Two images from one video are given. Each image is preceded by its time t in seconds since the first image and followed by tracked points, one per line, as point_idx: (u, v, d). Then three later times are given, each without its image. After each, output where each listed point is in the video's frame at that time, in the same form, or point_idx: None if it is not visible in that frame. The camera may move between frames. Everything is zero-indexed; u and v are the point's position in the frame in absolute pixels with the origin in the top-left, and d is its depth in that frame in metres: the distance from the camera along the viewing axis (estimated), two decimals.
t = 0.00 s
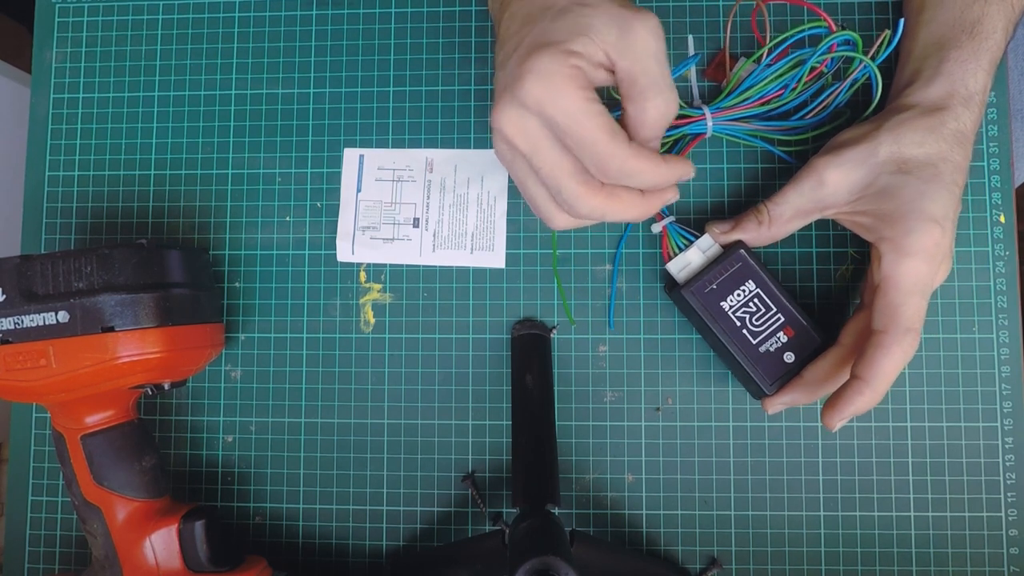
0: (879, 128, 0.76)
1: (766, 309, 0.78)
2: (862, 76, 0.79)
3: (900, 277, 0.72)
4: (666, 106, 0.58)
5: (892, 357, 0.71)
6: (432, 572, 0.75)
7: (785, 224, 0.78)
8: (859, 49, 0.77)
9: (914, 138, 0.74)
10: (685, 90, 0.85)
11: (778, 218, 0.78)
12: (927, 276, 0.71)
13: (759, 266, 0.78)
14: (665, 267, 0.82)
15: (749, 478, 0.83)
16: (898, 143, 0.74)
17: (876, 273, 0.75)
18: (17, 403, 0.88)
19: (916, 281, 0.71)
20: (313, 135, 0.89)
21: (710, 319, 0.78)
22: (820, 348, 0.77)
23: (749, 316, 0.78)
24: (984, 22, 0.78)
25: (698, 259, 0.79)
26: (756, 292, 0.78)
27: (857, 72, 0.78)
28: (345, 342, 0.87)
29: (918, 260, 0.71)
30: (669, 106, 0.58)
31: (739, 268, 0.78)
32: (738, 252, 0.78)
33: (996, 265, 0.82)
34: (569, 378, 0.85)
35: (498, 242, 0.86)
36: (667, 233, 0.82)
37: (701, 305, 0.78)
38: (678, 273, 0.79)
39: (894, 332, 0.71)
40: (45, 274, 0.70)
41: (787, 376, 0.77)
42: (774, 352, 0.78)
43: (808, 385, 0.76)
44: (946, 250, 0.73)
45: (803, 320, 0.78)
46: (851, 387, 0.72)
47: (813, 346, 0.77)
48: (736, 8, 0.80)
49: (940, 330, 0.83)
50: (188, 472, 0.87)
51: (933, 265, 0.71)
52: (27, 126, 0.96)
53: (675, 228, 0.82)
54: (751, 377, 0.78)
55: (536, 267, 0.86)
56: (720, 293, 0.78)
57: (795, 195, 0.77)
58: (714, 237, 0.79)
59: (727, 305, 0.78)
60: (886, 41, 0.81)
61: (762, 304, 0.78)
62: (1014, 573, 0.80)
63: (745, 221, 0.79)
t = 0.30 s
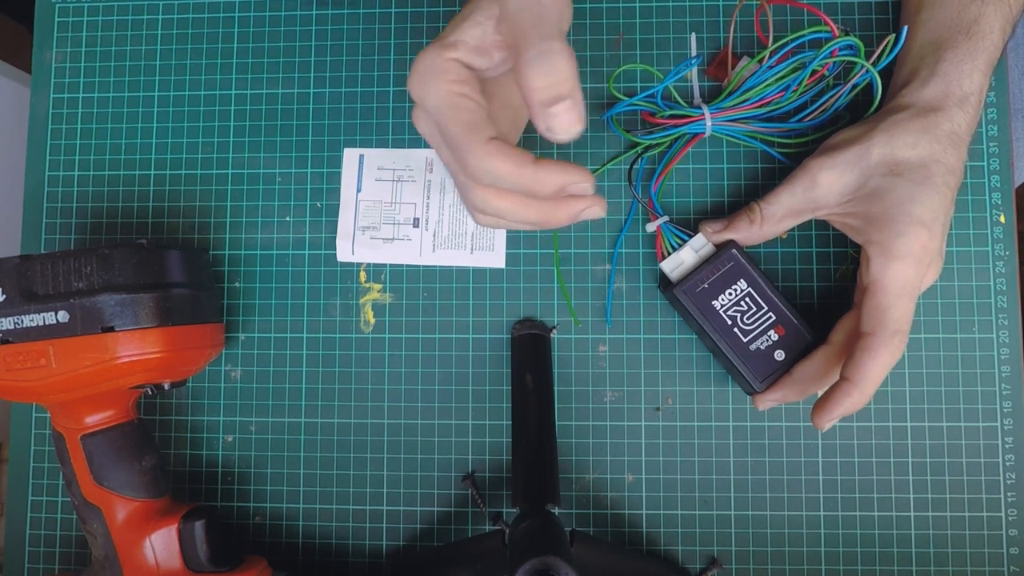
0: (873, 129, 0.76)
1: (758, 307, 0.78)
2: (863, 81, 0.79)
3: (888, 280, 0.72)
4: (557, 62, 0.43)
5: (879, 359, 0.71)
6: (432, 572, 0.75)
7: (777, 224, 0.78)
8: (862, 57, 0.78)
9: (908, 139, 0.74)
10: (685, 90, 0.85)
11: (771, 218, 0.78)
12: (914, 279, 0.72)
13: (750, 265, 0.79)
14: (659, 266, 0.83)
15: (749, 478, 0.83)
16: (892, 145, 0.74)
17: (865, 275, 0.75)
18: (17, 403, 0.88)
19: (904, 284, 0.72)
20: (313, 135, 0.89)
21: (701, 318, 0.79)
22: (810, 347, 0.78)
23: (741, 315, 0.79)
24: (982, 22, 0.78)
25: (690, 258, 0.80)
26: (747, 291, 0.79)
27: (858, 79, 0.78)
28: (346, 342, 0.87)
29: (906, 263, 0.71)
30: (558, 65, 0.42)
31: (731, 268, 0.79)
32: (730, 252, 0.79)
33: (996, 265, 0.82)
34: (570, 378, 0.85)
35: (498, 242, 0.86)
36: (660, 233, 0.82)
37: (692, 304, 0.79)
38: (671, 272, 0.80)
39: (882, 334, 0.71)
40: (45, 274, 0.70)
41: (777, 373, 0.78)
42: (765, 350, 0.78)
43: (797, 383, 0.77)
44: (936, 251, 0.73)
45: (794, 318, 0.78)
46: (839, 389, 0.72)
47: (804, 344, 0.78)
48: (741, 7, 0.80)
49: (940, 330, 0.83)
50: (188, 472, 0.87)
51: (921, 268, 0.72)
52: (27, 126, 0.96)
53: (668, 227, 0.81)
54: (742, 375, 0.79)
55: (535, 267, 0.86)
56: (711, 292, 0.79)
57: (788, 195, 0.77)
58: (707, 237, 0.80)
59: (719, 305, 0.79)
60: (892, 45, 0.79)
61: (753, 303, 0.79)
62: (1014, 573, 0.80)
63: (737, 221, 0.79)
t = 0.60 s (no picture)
0: (871, 130, 0.76)
1: (754, 307, 0.79)
2: (863, 83, 0.79)
3: (883, 281, 0.71)
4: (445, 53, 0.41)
5: (876, 360, 0.71)
6: (432, 572, 0.75)
7: (775, 224, 0.78)
8: (862, 57, 0.78)
9: (905, 140, 0.74)
10: (685, 90, 0.85)
11: (768, 218, 0.78)
12: (911, 280, 0.71)
13: (747, 265, 0.79)
14: (658, 265, 0.83)
15: (749, 478, 0.83)
16: (889, 146, 0.74)
17: (862, 276, 0.74)
18: (17, 403, 0.88)
19: (900, 286, 0.71)
20: (313, 135, 0.89)
21: (698, 317, 0.79)
22: (807, 347, 0.78)
23: (738, 314, 0.79)
24: (981, 22, 0.78)
25: (689, 258, 0.80)
26: (744, 291, 0.79)
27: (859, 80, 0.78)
28: (346, 342, 0.87)
29: (902, 265, 0.71)
30: (437, 55, 0.41)
31: (728, 267, 0.79)
32: (727, 252, 0.79)
33: (996, 265, 0.82)
34: (569, 379, 0.85)
35: (498, 242, 0.86)
36: (659, 232, 0.82)
37: (690, 304, 0.79)
38: (670, 272, 0.80)
39: (878, 336, 0.71)
40: (45, 274, 0.70)
41: (774, 372, 0.78)
42: (762, 349, 0.78)
43: (793, 384, 0.77)
44: (933, 252, 0.73)
45: (791, 318, 0.79)
46: (836, 390, 0.72)
47: (802, 344, 0.78)
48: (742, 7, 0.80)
49: (940, 330, 0.83)
50: (188, 472, 0.87)
51: (917, 270, 0.71)
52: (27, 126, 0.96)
53: (668, 227, 0.82)
54: (739, 374, 0.79)
55: (535, 267, 0.86)
56: (709, 292, 0.79)
57: (786, 195, 0.77)
58: (706, 236, 0.80)
59: (716, 304, 0.79)
60: (893, 47, 0.79)
61: (750, 302, 0.79)
62: (1014, 573, 0.80)
63: (735, 220, 0.79)
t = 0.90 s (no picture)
0: (871, 131, 0.76)
1: (753, 306, 0.79)
2: (863, 83, 0.79)
3: (882, 282, 0.71)
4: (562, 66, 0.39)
5: (874, 360, 0.71)
6: (432, 572, 0.75)
7: (774, 224, 0.78)
8: (863, 58, 0.78)
9: (906, 141, 0.74)
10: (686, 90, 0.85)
11: (767, 218, 0.78)
12: (909, 280, 0.71)
13: (746, 265, 0.79)
14: (657, 265, 0.83)
15: (749, 478, 0.83)
16: (889, 146, 0.74)
17: (860, 277, 0.74)
18: (17, 403, 0.88)
19: (898, 286, 0.71)
20: (313, 135, 0.89)
21: (696, 316, 0.79)
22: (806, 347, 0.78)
23: (736, 314, 0.79)
24: (982, 22, 0.78)
25: (688, 258, 0.80)
26: (743, 290, 0.79)
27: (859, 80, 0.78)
28: (345, 342, 0.87)
29: (901, 266, 0.71)
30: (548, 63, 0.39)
31: (727, 267, 0.79)
32: (726, 251, 0.79)
33: (996, 265, 0.82)
34: (570, 378, 0.85)
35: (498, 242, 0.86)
36: (659, 232, 0.82)
37: (689, 303, 0.79)
38: (670, 271, 0.80)
39: (877, 336, 0.71)
40: (45, 274, 0.70)
41: (772, 371, 0.78)
42: (760, 348, 0.78)
43: (793, 382, 0.78)
44: (931, 253, 0.73)
45: (789, 317, 0.79)
46: (835, 390, 0.72)
47: (801, 344, 0.78)
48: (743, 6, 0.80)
49: (940, 330, 0.83)
50: (188, 472, 0.87)
51: (916, 270, 0.71)
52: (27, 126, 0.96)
53: (668, 227, 0.82)
54: (736, 373, 0.79)
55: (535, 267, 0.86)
56: (708, 291, 0.79)
57: (786, 196, 0.77)
58: (706, 236, 0.80)
59: (714, 303, 0.79)
60: (893, 48, 0.79)
61: (748, 302, 0.79)
62: (1014, 573, 0.80)
63: (735, 220, 0.79)
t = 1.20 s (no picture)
0: (870, 131, 0.76)
1: (751, 307, 0.79)
2: (864, 84, 0.79)
3: (877, 283, 0.72)
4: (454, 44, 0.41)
5: (870, 361, 0.71)
6: (432, 572, 0.75)
7: (773, 225, 0.78)
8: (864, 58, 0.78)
9: (904, 141, 0.74)
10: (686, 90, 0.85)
11: (766, 219, 0.78)
12: (905, 284, 0.72)
13: (745, 265, 0.79)
14: (657, 265, 0.83)
15: (749, 478, 0.83)
16: (888, 147, 0.74)
17: (856, 278, 0.75)
18: (17, 403, 0.88)
19: (894, 288, 0.72)
20: (313, 135, 0.89)
21: (695, 317, 0.79)
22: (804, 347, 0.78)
23: (734, 314, 0.79)
24: (981, 22, 0.78)
25: (688, 258, 0.80)
26: (742, 291, 0.79)
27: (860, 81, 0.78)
28: (346, 342, 0.87)
29: (897, 267, 0.71)
30: (436, 39, 0.41)
31: (726, 267, 0.79)
32: (725, 252, 0.79)
33: (996, 265, 0.82)
34: (570, 379, 0.85)
35: (498, 242, 0.86)
36: (659, 232, 0.82)
37: (687, 303, 0.79)
38: (670, 271, 0.80)
39: (872, 338, 0.71)
40: (45, 274, 0.70)
41: (770, 372, 0.78)
42: (758, 348, 0.78)
43: (790, 383, 0.77)
44: (928, 254, 0.73)
45: (787, 318, 0.79)
46: (831, 391, 0.72)
47: (798, 344, 0.78)
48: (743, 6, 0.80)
49: (940, 330, 0.83)
50: (188, 472, 0.87)
51: (912, 272, 0.72)
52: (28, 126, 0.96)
53: (668, 227, 0.82)
54: (734, 373, 0.79)
55: (535, 267, 0.86)
56: (707, 292, 0.79)
57: (784, 197, 0.77)
58: (705, 236, 0.80)
59: (713, 304, 0.79)
60: (894, 48, 0.79)
61: (747, 302, 0.79)
62: (1014, 572, 0.80)
63: (734, 220, 0.79)
